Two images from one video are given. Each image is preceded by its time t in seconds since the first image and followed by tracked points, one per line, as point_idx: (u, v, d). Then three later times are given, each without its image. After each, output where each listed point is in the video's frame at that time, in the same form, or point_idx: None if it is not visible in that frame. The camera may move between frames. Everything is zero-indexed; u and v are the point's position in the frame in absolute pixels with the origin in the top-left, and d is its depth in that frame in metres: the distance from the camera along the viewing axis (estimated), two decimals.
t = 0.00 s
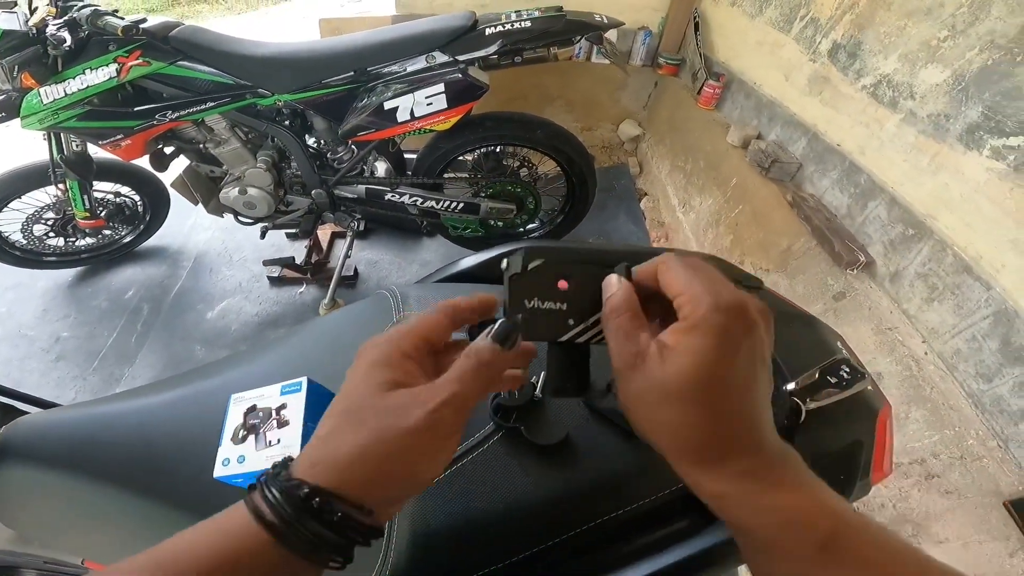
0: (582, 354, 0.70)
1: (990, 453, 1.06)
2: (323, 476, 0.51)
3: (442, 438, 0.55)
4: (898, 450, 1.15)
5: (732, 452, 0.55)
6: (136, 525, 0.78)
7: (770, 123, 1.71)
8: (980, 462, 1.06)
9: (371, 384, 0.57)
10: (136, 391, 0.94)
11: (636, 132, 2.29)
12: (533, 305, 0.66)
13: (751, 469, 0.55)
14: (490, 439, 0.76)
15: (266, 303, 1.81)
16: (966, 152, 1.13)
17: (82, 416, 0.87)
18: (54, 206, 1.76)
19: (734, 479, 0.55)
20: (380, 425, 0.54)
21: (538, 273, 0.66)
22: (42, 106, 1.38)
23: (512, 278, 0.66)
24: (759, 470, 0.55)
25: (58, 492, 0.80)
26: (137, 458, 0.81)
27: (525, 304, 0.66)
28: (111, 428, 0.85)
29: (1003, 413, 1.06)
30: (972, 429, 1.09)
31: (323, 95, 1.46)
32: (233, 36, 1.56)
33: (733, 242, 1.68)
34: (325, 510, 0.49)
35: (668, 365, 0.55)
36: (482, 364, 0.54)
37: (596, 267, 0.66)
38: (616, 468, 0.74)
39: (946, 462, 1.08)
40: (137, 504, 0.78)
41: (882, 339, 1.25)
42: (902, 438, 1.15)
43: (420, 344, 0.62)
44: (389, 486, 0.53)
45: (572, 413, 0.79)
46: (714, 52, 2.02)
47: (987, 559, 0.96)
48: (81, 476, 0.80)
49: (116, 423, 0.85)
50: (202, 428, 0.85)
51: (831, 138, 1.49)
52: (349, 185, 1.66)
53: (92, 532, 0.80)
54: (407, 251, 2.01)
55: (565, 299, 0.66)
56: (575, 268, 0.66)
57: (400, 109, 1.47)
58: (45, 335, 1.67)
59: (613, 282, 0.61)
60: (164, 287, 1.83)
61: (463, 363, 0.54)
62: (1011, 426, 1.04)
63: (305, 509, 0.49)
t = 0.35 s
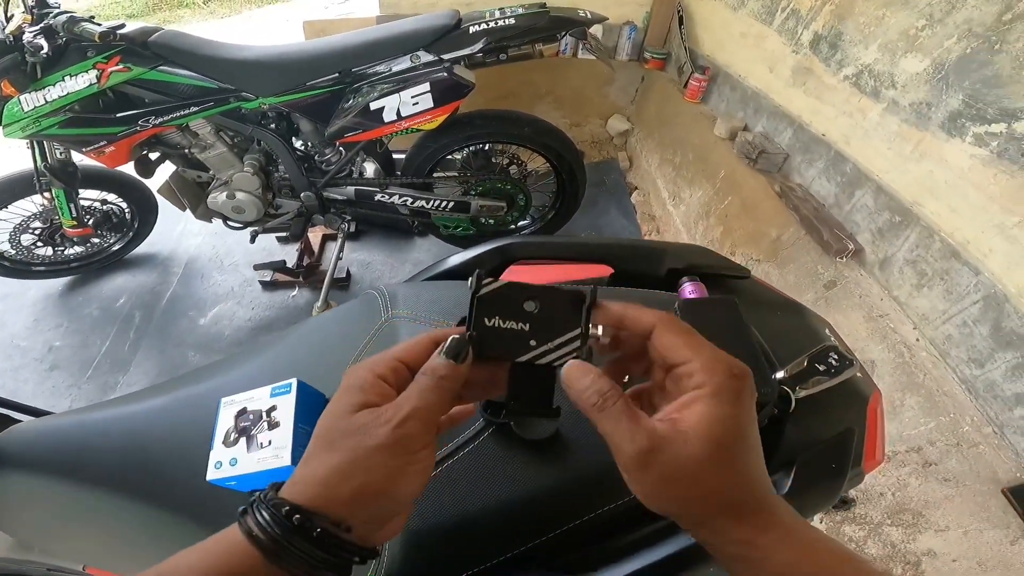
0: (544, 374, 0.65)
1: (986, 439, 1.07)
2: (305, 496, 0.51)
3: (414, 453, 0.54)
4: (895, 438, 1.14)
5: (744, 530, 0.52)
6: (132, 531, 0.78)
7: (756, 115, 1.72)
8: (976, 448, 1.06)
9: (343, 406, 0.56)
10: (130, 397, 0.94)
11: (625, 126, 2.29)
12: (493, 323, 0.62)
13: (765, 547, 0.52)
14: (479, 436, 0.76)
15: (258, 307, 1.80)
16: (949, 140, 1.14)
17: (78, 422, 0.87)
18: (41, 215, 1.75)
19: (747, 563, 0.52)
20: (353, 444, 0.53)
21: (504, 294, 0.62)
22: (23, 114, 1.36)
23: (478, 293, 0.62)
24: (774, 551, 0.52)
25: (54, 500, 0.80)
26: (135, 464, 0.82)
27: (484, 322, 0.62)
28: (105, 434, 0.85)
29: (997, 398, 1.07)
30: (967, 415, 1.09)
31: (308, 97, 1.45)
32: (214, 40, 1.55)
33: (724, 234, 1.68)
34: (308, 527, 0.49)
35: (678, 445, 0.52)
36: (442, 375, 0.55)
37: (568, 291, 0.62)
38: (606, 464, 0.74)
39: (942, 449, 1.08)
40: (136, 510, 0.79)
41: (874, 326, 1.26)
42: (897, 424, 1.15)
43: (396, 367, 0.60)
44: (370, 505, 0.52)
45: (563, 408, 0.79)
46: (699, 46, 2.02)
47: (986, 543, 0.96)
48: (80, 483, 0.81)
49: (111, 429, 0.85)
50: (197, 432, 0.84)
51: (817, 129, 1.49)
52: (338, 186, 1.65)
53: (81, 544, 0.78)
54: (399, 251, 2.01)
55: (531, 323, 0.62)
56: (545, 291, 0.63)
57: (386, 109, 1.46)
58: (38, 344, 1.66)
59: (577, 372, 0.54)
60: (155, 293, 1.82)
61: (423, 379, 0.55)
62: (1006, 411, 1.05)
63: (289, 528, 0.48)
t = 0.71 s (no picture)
0: (545, 381, 0.66)
1: (992, 437, 1.06)
2: (306, 503, 0.52)
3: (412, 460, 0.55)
4: (901, 436, 1.14)
5: (743, 532, 0.53)
6: (143, 528, 0.79)
7: (759, 113, 1.71)
8: (983, 447, 1.06)
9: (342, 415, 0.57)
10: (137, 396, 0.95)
11: (628, 125, 2.29)
12: (490, 337, 0.62)
13: (764, 552, 0.53)
14: (485, 433, 0.76)
15: (264, 307, 1.81)
16: (953, 138, 1.14)
17: (84, 421, 0.87)
18: (47, 216, 1.76)
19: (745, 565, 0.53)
20: (352, 452, 0.53)
21: (499, 307, 0.62)
22: (30, 115, 1.37)
23: (474, 310, 0.61)
24: (771, 554, 0.53)
25: (66, 497, 0.82)
26: (141, 462, 0.82)
27: (482, 336, 0.62)
28: (111, 433, 0.86)
29: (1003, 395, 1.06)
30: (972, 413, 1.09)
31: (310, 97, 1.46)
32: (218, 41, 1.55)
33: (728, 232, 1.68)
34: (308, 536, 0.49)
35: (682, 448, 0.53)
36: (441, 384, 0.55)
37: (560, 302, 0.62)
38: (610, 461, 0.74)
39: (949, 448, 1.08)
40: (146, 507, 0.80)
41: (879, 324, 1.25)
42: (903, 422, 1.15)
43: (396, 379, 0.61)
44: (367, 512, 0.53)
45: (567, 406, 0.79)
46: (702, 44, 2.02)
47: (992, 541, 0.96)
48: (88, 481, 0.82)
49: (119, 426, 0.86)
50: (204, 429, 0.85)
51: (821, 127, 1.49)
52: (343, 186, 1.66)
53: (97, 538, 0.81)
54: (403, 250, 2.01)
55: (525, 332, 0.62)
56: (540, 302, 0.62)
57: (390, 109, 1.47)
58: (45, 344, 1.67)
59: (577, 376, 0.53)
60: (161, 293, 1.83)
61: (423, 389, 0.55)
62: (1012, 409, 1.05)
63: (291, 538, 0.49)
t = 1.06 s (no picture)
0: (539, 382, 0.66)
1: (993, 438, 1.06)
2: (300, 496, 0.52)
3: (408, 451, 0.55)
4: (902, 437, 1.14)
5: (766, 514, 0.52)
6: (148, 524, 0.79)
7: (763, 113, 1.71)
8: (985, 449, 1.06)
9: (338, 408, 0.58)
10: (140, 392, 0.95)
11: (631, 125, 2.29)
12: (486, 334, 0.62)
13: (790, 533, 0.52)
14: (487, 432, 0.77)
15: (266, 304, 1.81)
16: (957, 139, 1.14)
17: (87, 417, 0.88)
18: (51, 212, 1.77)
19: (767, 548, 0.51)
20: (348, 442, 0.54)
21: (496, 303, 0.63)
22: (35, 111, 1.37)
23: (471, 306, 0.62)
24: (795, 536, 0.52)
25: (68, 493, 0.82)
26: (146, 457, 0.83)
27: (477, 333, 0.62)
28: (113, 429, 0.86)
29: (1004, 398, 1.06)
30: (974, 414, 1.09)
31: (314, 95, 1.46)
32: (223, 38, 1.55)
33: (730, 232, 1.68)
34: (302, 529, 0.50)
35: (707, 426, 0.53)
36: (437, 375, 0.55)
37: (558, 301, 0.62)
38: (611, 460, 0.74)
39: (950, 449, 1.08)
40: (151, 503, 0.80)
41: (881, 326, 1.25)
42: (904, 424, 1.15)
43: (388, 373, 0.62)
44: (361, 503, 0.53)
45: (569, 404, 0.79)
46: (707, 44, 2.02)
47: (992, 543, 0.96)
48: (91, 477, 0.82)
49: (123, 422, 0.87)
50: (207, 425, 0.86)
51: (825, 128, 1.49)
52: (346, 184, 1.66)
53: (101, 533, 0.81)
54: (405, 249, 2.02)
55: (522, 332, 0.62)
56: (538, 299, 0.63)
57: (394, 107, 1.47)
58: (47, 340, 1.68)
59: (613, 351, 0.56)
60: (164, 290, 1.84)
61: (419, 380, 0.56)
62: (1012, 412, 1.05)
63: (283, 531, 0.49)
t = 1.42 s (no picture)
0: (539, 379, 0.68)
1: (995, 444, 1.06)
2: (304, 493, 0.52)
3: (412, 448, 0.55)
4: (903, 442, 1.13)
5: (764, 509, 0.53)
6: (148, 522, 0.80)
7: (768, 117, 1.71)
8: (986, 454, 1.05)
9: (340, 405, 0.58)
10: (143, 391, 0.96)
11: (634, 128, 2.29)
12: (490, 330, 0.63)
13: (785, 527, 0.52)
14: (490, 433, 0.77)
15: (269, 304, 1.82)
16: (962, 144, 1.13)
17: (89, 415, 0.88)
18: (56, 211, 1.78)
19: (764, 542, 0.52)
20: (351, 440, 0.54)
21: (500, 298, 0.63)
22: (43, 111, 1.38)
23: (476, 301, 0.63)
24: (792, 529, 0.53)
25: (69, 491, 0.82)
26: (147, 456, 0.83)
27: (482, 328, 0.63)
28: (115, 428, 0.86)
29: (1007, 404, 1.06)
30: (975, 420, 1.09)
31: (319, 96, 1.47)
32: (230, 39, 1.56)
33: (733, 236, 1.68)
34: (305, 526, 0.50)
35: (706, 419, 0.53)
36: (441, 372, 0.56)
37: (563, 299, 0.63)
38: (613, 461, 0.74)
39: (951, 455, 1.07)
40: (151, 502, 0.80)
41: (884, 331, 1.25)
42: (905, 429, 1.14)
43: (389, 368, 0.62)
44: (364, 501, 0.53)
45: (571, 406, 0.79)
46: (711, 48, 2.02)
47: (992, 549, 0.95)
48: (92, 475, 0.82)
49: (125, 421, 0.87)
50: (209, 425, 0.86)
51: (829, 132, 1.49)
52: (349, 185, 1.66)
53: (103, 531, 0.81)
54: (408, 250, 2.02)
55: (525, 328, 0.63)
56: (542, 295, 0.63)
57: (399, 109, 1.48)
58: (51, 339, 1.69)
59: (611, 344, 0.57)
60: (167, 289, 1.84)
61: (421, 377, 0.56)
62: (1015, 417, 1.04)
63: (286, 527, 0.49)
